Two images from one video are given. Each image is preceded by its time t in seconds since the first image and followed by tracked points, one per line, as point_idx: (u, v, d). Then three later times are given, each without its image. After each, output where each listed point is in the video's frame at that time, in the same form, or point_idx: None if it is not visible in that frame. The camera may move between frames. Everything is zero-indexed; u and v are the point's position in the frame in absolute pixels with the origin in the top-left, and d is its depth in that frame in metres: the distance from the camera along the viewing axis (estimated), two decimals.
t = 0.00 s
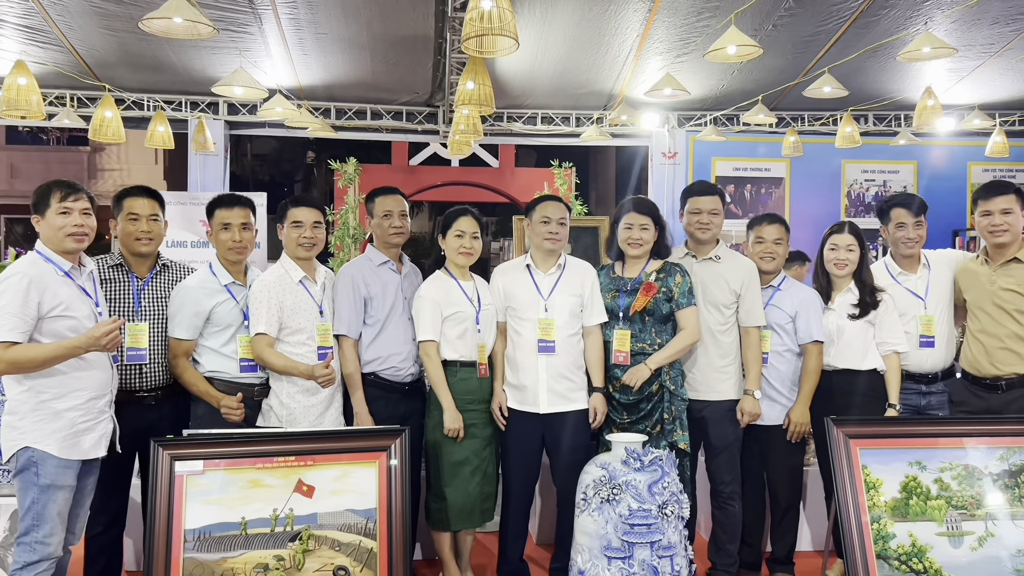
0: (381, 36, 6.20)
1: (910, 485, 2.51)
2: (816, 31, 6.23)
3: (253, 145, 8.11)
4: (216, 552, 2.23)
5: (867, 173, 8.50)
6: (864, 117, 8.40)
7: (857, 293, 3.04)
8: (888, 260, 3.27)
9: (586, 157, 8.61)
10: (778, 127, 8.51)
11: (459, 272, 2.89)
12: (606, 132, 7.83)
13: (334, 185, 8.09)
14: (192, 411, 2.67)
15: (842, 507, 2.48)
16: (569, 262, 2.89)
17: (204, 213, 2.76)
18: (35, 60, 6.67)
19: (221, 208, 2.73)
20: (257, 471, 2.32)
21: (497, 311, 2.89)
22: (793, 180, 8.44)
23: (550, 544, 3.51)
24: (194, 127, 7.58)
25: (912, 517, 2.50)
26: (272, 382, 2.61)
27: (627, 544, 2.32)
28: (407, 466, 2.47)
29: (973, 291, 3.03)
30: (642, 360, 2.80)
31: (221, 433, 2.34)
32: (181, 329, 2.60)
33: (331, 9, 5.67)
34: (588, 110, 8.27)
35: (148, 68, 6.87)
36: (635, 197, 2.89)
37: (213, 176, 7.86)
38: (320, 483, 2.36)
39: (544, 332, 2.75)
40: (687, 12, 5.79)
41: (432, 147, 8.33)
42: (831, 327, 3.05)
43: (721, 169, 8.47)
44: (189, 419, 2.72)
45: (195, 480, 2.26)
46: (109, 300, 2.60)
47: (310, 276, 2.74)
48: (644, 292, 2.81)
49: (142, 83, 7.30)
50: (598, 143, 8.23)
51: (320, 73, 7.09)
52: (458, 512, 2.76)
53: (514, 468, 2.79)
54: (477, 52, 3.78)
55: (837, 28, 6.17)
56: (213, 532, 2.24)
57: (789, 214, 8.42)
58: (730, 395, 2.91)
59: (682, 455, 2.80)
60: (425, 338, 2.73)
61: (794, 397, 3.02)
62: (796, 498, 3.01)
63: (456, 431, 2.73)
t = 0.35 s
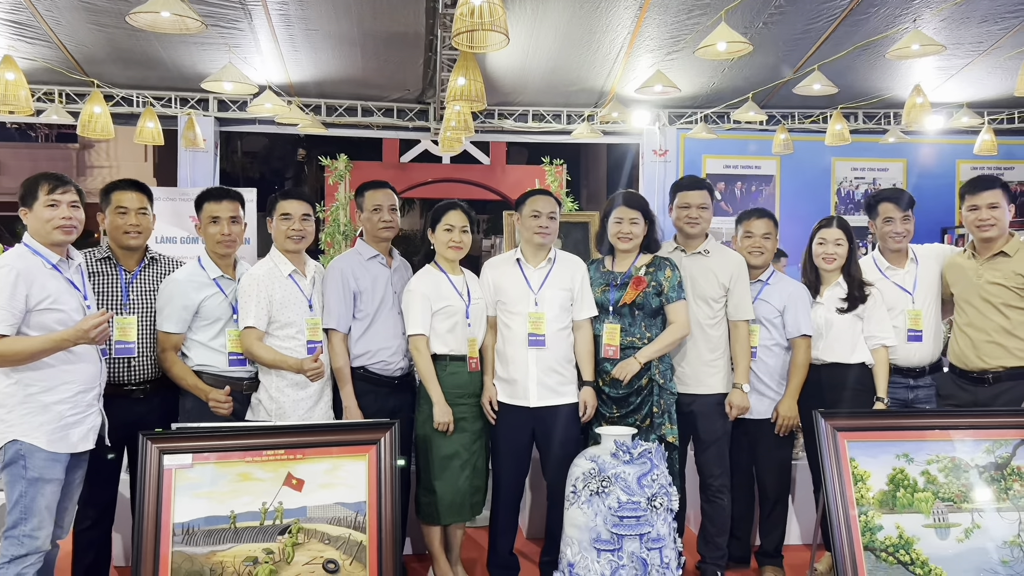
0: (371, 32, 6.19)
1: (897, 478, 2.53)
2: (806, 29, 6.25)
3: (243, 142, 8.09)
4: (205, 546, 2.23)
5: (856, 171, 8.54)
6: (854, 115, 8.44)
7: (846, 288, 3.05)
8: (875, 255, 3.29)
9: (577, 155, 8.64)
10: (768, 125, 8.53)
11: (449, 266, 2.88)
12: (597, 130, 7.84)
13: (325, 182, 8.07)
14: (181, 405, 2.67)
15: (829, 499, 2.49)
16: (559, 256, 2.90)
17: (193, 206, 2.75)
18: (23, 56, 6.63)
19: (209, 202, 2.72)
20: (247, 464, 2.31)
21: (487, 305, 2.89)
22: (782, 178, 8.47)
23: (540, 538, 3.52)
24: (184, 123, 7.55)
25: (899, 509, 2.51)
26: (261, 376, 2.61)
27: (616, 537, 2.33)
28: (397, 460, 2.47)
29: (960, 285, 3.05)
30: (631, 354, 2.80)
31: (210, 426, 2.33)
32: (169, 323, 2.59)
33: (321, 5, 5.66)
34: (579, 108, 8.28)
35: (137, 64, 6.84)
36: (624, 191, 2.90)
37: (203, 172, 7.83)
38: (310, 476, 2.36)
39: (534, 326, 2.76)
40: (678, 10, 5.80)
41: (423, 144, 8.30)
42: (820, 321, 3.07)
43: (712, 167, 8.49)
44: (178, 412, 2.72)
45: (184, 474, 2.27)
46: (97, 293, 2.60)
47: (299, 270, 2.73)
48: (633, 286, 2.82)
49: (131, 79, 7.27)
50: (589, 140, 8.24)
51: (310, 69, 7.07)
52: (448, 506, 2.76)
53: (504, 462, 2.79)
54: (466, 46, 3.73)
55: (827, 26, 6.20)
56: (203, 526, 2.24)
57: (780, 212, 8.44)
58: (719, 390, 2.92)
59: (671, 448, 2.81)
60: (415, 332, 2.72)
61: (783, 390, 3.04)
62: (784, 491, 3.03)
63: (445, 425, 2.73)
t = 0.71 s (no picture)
0: (362, 25, 6.17)
1: (886, 466, 2.54)
2: (797, 23, 6.27)
3: (233, 136, 8.05)
4: (195, 535, 2.23)
5: (847, 165, 8.56)
6: (845, 110, 8.47)
7: (836, 278, 3.06)
8: (865, 245, 3.29)
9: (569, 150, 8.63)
10: (759, 120, 8.55)
11: (440, 257, 2.88)
12: (589, 124, 7.84)
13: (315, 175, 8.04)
14: (171, 394, 2.66)
15: (820, 487, 2.50)
16: (551, 245, 2.90)
17: (183, 195, 2.74)
18: (10, 47, 6.58)
19: (198, 190, 2.71)
20: (237, 453, 2.31)
21: (478, 296, 2.88)
22: (774, 172, 8.48)
23: (532, 529, 3.52)
24: (173, 116, 7.51)
25: (889, 497, 2.53)
26: (252, 366, 2.60)
27: (607, 525, 2.34)
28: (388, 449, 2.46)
29: (950, 275, 3.07)
30: (622, 343, 2.81)
31: (200, 415, 2.32)
32: (158, 312, 2.58)
33: None
34: (570, 102, 8.28)
35: (126, 56, 6.80)
36: (616, 181, 2.89)
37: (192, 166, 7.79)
38: (301, 466, 2.35)
39: (525, 315, 2.76)
40: (670, 3, 5.80)
41: (414, 138, 8.25)
42: (810, 311, 3.07)
43: (703, 160, 8.49)
44: (167, 402, 2.71)
45: (174, 463, 2.26)
46: (86, 282, 2.59)
47: (290, 259, 2.72)
48: (625, 275, 2.83)
49: (120, 71, 7.22)
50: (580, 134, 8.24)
51: (301, 62, 7.04)
52: (440, 496, 2.76)
53: (495, 452, 2.79)
54: (460, 36, 3.75)
55: (818, 20, 6.21)
56: (194, 515, 2.24)
57: (771, 206, 8.45)
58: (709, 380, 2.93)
59: (662, 438, 2.82)
60: (406, 322, 2.72)
61: (773, 380, 3.05)
62: (775, 480, 3.04)
63: (437, 415, 2.72)
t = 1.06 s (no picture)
0: (354, 14, 6.14)
1: (877, 452, 2.56)
2: (790, 13, 6.27)
3: (224, 126, 8.00)
4: (188, 522, 2.24)
5: (838, 156, 8.58)
6: (837, 101, 8.49)
7: (827, 266, 3.07)
8: (857, 233, 3.30)
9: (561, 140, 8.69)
10: (752, 110, 8.56)
11: (433, 244, 2.88)
12: (582, 114, 7.83)
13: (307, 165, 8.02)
14: (162, 380, 2.66)
15: (811, 473, 2.52)
16: (543, 233, 2.88)
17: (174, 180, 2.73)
18: None
19: (189, 176, 2.70)
20: (229, 440, 2.31)
21: (471, 284, 2.89)
22: (766, 163, 8.49)
23: (524, 517, 3.54)
24: (164, 105, 7.47)
25: (879, 483, 2.54)
26: (244, 353, 2.60)
27: (599, 511, 2.36)
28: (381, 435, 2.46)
29: (940, 262, 3.08)
30: (615, 330, 2.82)
31: (192, 402, 2.32)
32: (149, 299, 2.57)
33: None
34: (563, 92, 8.28)
35: (115, 45, 6.75)
36: (608, 168, 2.90)
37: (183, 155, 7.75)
38: (293, 452, 2.35)
39: (517, 303, 2.76)
40: None
41: (406, 128, 8.22)
42: (801, 299, 3.09)
43: (696, 151, 8.50)
44: (159, 388, 2.71)
45: (166, 450, 2.26)
46: (77, 269, 2.58)
47: (281, 246, 2.71)
48: (617, 263, 2.83)
49: (110, 60, 7.17)
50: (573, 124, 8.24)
51: (292, 51, 7.01)
52: (433, 483, 2.76)
53: (488, 439, 2.79)
54: (451, 23, 3.74)
55: (811, 10, 6.21)
56: (186, 502, 2.24)
57: (763, 196, 8.47)
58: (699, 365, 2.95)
59: (654, 424, 2.85)
60: (399, 310, 2.71)
61: (764, 367, 3.05)
62: (766, 467, 3.06)
63: (430, 403, 2.73)
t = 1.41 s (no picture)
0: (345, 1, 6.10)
1: (866, 440, 2.58)
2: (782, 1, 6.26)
3: (216, 114, 7.93)
4: (180, 510, 2.25)
5: (831, 145, 8.59)
6: (830, 90, 8.50)
7: (817, 255, 3.09)
8: (848, 222, 3.32)
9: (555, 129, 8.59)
10: (745, 99, 8.56)
11: (427, 234, 2.86)
12: (575, 102, 7.82)
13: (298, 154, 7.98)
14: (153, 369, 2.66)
15: (801, 460, 2.54)
16: (535, 223, 2.89)
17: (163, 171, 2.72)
18: None
19: (179, 163, 2.69)
20: (221, 429, 2.31)
21: (464, 273, 2.87)
22: (758, 152, 8.50)
23: (517, 505, 3.56)
24: (154, 93, 7.42)
25: (868, 470, 2.56)
26: (235, 341, 2.60)
27: (591, 499, 2.38)
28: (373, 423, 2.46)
29: (929, 251, 3.09)
30: (606, 320, 2.81)
31: (183, 390, 2.32)
32: (140, 289, 2.56)
33: None
34: (556, 81, 8.26)
35: (105, 32, 6.70)
36: (608, 165, 2.81)
37: (174, 143, 7.71)
38: (285, 441, 2.35)
39: (509, 293, 2.76)
40: None
41: (399, 116, 8.19)
42: (792, 288, 3.10)
43: (689, 140, 8.50)
44: (151, 377, 2.71)
45: (158, 439, 2.27)
46: (67, 257, 2.57)
47: (273, 234, 2.71)
48: (609, 253, 2.81)
49: (100, 47, 7.12)
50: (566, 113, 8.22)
51: (283, 39, 6.97)
52: (427, 470, 2.77)
53: (481, 428, 2.80)
54: (442, 11, 3.72)
55: None
56: (179, 490, 2.25)
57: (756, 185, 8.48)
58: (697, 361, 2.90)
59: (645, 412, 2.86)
60: (394, 301, 2.73)
61: (756, 355, 3.09)
62: (757, 455, 3.08)
63: (423, 393, 2.74)
